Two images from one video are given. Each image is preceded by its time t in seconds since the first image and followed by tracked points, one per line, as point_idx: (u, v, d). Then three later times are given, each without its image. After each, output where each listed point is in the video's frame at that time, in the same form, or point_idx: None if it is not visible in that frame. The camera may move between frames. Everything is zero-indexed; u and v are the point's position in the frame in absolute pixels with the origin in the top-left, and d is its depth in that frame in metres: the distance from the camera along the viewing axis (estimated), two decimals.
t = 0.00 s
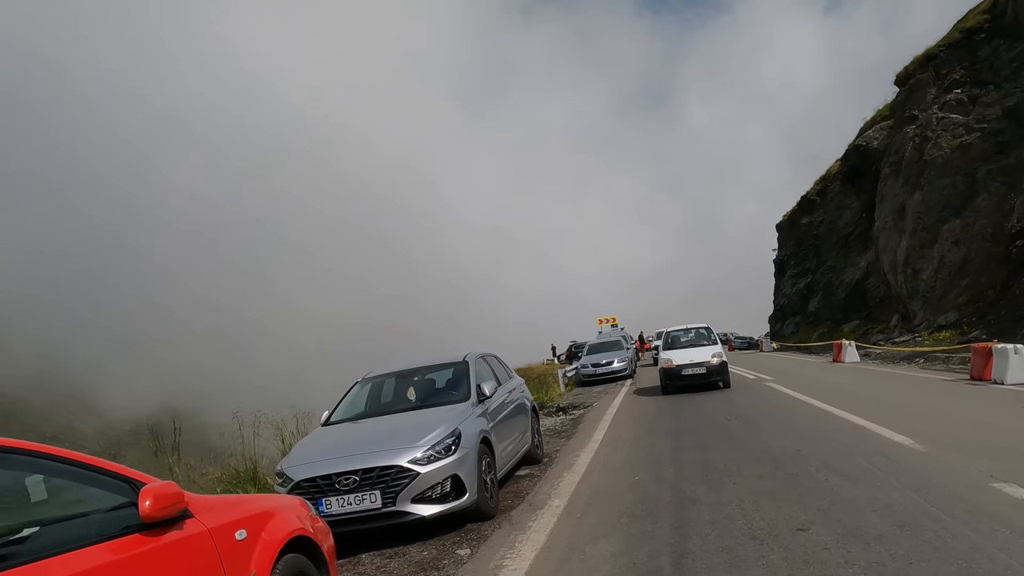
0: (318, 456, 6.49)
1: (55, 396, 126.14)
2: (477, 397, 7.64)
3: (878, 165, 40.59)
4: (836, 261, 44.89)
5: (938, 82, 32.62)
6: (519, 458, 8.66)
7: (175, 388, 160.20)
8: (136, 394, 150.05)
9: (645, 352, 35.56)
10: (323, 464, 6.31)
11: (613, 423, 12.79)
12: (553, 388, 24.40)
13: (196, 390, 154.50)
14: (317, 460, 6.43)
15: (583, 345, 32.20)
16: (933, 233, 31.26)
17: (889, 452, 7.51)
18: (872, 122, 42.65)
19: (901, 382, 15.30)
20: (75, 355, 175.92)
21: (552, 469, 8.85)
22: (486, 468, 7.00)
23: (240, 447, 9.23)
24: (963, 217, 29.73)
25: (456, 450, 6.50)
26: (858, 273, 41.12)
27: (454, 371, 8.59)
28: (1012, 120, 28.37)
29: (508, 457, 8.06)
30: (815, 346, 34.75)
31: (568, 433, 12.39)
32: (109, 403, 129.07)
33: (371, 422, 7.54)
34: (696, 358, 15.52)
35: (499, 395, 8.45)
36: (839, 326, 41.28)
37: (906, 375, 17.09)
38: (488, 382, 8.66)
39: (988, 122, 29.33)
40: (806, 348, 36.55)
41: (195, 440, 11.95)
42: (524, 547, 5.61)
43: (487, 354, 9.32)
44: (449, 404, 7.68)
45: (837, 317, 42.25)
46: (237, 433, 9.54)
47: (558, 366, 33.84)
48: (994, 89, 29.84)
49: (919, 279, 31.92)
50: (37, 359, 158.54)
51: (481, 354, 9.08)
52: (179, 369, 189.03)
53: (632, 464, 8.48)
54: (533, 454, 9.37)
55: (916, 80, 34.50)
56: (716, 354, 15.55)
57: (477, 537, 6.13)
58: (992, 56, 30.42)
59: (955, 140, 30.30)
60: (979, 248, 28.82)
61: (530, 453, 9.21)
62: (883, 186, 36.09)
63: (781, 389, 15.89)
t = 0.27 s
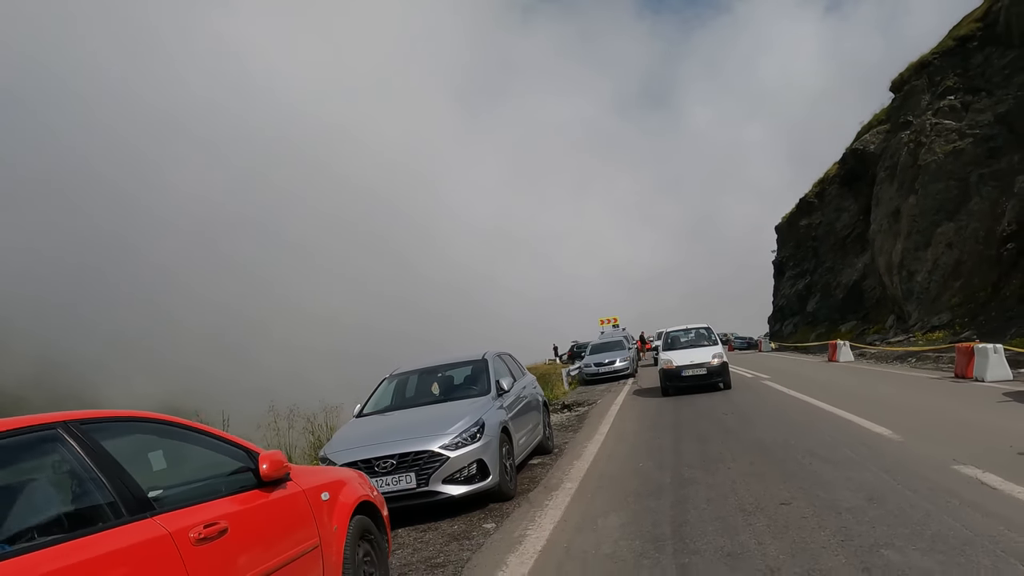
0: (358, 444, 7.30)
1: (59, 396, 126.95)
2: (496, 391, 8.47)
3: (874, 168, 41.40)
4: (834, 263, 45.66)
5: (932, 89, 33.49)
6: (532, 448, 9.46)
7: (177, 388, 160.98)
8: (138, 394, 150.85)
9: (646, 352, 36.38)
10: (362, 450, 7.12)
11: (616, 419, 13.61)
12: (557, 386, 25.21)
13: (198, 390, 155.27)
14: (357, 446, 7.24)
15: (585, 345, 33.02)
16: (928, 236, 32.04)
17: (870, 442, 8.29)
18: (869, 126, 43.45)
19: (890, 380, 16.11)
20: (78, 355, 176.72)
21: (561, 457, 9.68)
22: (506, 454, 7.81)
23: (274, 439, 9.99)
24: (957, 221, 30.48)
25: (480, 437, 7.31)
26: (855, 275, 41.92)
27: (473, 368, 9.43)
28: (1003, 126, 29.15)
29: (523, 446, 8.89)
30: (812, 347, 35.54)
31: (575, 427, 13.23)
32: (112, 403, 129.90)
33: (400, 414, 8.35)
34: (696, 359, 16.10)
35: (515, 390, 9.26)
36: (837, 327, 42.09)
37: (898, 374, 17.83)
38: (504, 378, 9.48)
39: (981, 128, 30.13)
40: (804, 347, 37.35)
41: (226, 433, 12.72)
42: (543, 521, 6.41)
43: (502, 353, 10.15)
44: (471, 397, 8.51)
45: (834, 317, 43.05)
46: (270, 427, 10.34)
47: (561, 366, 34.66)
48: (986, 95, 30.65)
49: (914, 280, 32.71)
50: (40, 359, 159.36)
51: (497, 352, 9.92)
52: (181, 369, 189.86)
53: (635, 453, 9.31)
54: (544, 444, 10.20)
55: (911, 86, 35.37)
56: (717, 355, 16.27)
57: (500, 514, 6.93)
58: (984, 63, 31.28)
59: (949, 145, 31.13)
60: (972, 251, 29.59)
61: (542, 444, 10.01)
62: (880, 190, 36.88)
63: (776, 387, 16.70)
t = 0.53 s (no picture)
0: (387, 434, 8.03)
1: (64, 395, 127.95)
2: (511, 387, 9.22)
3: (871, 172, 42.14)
4: (832, 264, 46.38)
5: (926, 94, 34.29)
6: (543, 440, 10.21)
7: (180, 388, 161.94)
8: (143, 394, 151.83)
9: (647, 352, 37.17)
10: (392, 440, 7.84)
11: (620, 415, 14.38)
12: (562, 385, 26.00)
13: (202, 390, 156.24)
14: (387, 436, 7.97)
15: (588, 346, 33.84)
16: (923, 239, 32.78)
17: (854, 433, 9.02)
18: (866, 130, 44.21)
19: (881, 378, 16.88)
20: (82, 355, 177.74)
21: (569, 449, 10.44)
22: (520, 444, 8.56)
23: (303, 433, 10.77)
24: (951, 223, 31.20)
25: (499, 428, 8.06)
26: (853, 276, 42.65)
27: (489, 366, 10.19)
28: (996, 131, 29.88)
29: (535, 438, 9.64)
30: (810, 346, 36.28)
31: (581, 422, 13.99)
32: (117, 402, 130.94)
33: (423, 408, 9.10)
34: (697, 361, 16.48)
35: (527, 387, 10.02)
36: (835, 327, 42.81)
37: (890, 372, 18.53)
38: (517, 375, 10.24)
39: (974, 133, 30.88)
40: (802, 347, 38.10)
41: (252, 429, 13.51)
42: (558, 502, 7.17)
43: (514, 352, 10.90)
44: (488, 393, 9.28)
45: (833, 318, 43.78)
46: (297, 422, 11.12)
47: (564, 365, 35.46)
48: (979, 101, 31.41)
49: (909, 282, 33.43)
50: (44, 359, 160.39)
51: (510, 352, 10.68)
52: (185, 369, 190.81)
53: (638, 445, 10.06)
54: (554, 437, 10.96)
55: (906, 92, 36.18)
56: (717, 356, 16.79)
57: (518, 497, 7.68)
58: (977, 70, 32.07)
59: (943, 150, 31.88)
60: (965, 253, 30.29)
61: (552, 437, 10.76)
62: (876, 193, 37.63)
63: (772, 385, 17.46)
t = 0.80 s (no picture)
0: (409, 426, 8.68)
1: (69, 394, 128.84)
2: (523, 383, 9.88)
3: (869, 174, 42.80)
4: (831, 265, 47.01)
5: (922, 99, 35.02)
6: (552, 434, 10.86)
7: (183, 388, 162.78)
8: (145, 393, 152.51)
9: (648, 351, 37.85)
10: (414, 431, 8.49)
11: (623, 411, 15.04)
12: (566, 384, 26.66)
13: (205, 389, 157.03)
14: (409, 428, 8.62)
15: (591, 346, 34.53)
16: (919, 241, 33.42)
17: (843, 427, 9.65)
18: (864, 133, 44.88)
19: (874, 376, 17.54)
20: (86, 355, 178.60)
21: (576, 442, 11.11)
22: (532, 436, 9.22)
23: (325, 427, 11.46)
24: (946, 226, 31.83)
25: (513, 421, 8.71)
26: (851, 277, 43.29)
27: (501, 364, 10.85)
28: (990, 135, 30.52)
29: (544, 432, 10.30)
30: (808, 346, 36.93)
31: (586, 418, 14.66)
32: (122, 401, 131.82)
33: (440, 402, 9.75)
34: (698, 362, 16.63)
35: (537, 384, 10.68)
36: (833, 327, 43.45)
37: (885, 371, 19.10)
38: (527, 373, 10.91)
39: (968, 137, 31.56)
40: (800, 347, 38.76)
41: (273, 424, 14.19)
42: (568, 487, 7.83)
43: (524, 352, 11.57)
44: (501, 389, 9.94)
45: (831, 318, 44.42)
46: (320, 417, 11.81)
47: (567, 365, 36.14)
48: (973, 106, 32.11)
49: (905, 283, 34.07)
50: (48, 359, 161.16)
51: (520, 351, 11.34)
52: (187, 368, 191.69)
53: (641, 438, 10.73)
54: (561, 431, 11.63)
55: (902, 97, 36.91)
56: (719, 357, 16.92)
57: (531, 484, 8.34)
58: (972, 76, 32.78)
59: (938, 154, 32.57)
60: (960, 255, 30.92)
61: (559, 431, 11.41)
62: (874, 196, 38.29)
63: (769, 383, 18.11)
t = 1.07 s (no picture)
0: (426, 420, 9.25)
1: (73, 395, 129.65)
2: (532, 381, 10.44)
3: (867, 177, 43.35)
4: (830, 266, 47.54)
5: (919, 103, 35.62)
6: (558, 429, 11.43)
7: (186, 388, 163.38)
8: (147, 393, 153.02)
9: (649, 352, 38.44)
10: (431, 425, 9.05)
11: (625, 409, 15.61)
12: (569, 383, 27.21)
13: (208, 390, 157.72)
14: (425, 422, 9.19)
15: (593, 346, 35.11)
16: (915, 242, 33.97)
17: (834, 423, 10.21)
18: (862, 135, 45.43)
19: (868, 375, 18.09)
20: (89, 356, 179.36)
21: (581, 438, 11.68)
22: (540, 431, 9.78)
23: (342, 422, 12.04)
24: (942, 228, 32.36)
25: (523, 415, 9.27)
26: (849, 278, 43.83)
27: (510, 363, 11.42)
28: (985, 139, 31.06)
29: (551, 427, 10.86)
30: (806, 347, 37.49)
31: (590, 416, 15.22)
32: (125, 402, 132.51)
33: (453, 399, 10.33)
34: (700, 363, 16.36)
35: (545, 382, 11.25)
36: (832, 327, 43.99)
37: (880, 370, 19.62)
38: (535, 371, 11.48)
39: (964, 141, 32.11)
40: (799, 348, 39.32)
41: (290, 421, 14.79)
42: (576, 477, 8.40)
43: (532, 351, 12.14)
44: (511, 386, 10.51)
45: (829, 319, 44.96)
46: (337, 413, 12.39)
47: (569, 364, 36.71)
48: (969, 110, 32.68)
49: (903, 284, 34.60)
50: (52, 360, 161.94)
51: (528, 350, 11.91)
52: (190, 369, 192.44)
53: (643, 433, 11.29)
54: (567, 427, 12.20)
55: (899, 101, 37.51)
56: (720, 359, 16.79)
57: (540, 475, 8.91)
58: (968, 80, 33.34)
59: (934, 157, 33.13)
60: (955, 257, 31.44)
61: (565, 426, 11.97)
62: (871, 198, 38.86)
63: (767, 382, 18.66)
